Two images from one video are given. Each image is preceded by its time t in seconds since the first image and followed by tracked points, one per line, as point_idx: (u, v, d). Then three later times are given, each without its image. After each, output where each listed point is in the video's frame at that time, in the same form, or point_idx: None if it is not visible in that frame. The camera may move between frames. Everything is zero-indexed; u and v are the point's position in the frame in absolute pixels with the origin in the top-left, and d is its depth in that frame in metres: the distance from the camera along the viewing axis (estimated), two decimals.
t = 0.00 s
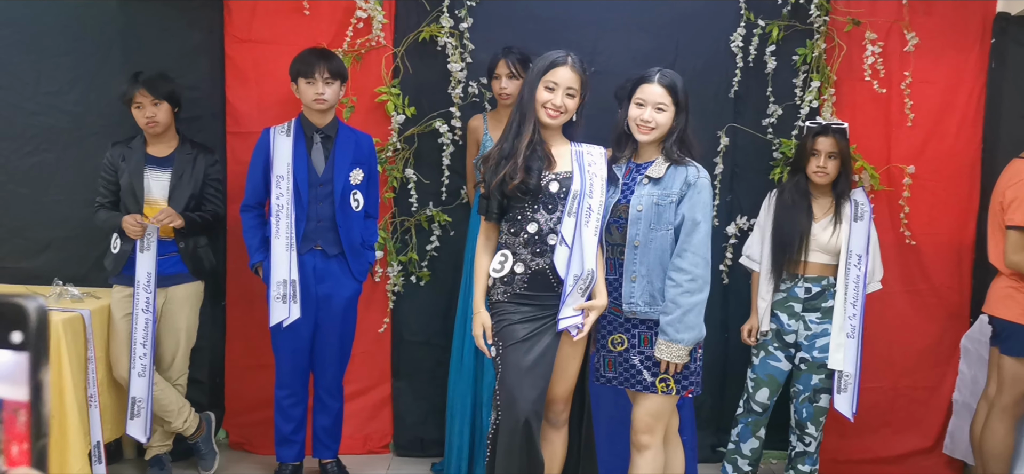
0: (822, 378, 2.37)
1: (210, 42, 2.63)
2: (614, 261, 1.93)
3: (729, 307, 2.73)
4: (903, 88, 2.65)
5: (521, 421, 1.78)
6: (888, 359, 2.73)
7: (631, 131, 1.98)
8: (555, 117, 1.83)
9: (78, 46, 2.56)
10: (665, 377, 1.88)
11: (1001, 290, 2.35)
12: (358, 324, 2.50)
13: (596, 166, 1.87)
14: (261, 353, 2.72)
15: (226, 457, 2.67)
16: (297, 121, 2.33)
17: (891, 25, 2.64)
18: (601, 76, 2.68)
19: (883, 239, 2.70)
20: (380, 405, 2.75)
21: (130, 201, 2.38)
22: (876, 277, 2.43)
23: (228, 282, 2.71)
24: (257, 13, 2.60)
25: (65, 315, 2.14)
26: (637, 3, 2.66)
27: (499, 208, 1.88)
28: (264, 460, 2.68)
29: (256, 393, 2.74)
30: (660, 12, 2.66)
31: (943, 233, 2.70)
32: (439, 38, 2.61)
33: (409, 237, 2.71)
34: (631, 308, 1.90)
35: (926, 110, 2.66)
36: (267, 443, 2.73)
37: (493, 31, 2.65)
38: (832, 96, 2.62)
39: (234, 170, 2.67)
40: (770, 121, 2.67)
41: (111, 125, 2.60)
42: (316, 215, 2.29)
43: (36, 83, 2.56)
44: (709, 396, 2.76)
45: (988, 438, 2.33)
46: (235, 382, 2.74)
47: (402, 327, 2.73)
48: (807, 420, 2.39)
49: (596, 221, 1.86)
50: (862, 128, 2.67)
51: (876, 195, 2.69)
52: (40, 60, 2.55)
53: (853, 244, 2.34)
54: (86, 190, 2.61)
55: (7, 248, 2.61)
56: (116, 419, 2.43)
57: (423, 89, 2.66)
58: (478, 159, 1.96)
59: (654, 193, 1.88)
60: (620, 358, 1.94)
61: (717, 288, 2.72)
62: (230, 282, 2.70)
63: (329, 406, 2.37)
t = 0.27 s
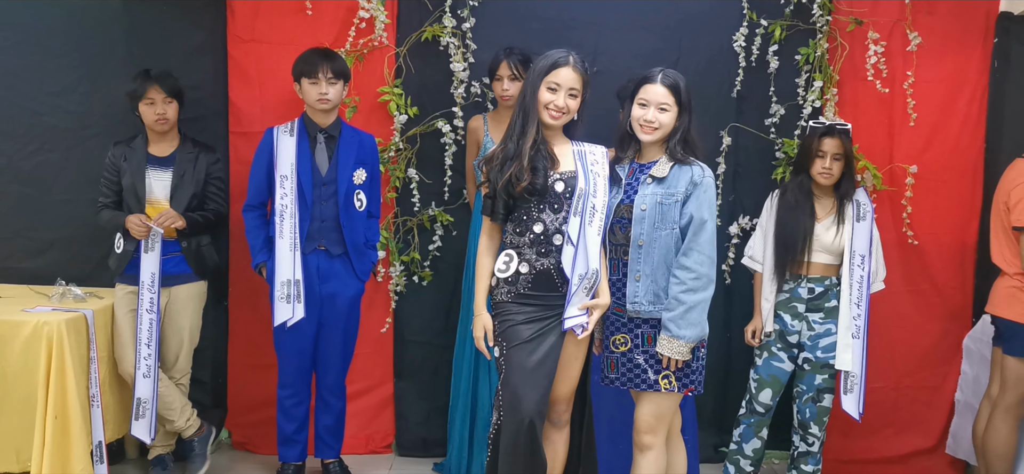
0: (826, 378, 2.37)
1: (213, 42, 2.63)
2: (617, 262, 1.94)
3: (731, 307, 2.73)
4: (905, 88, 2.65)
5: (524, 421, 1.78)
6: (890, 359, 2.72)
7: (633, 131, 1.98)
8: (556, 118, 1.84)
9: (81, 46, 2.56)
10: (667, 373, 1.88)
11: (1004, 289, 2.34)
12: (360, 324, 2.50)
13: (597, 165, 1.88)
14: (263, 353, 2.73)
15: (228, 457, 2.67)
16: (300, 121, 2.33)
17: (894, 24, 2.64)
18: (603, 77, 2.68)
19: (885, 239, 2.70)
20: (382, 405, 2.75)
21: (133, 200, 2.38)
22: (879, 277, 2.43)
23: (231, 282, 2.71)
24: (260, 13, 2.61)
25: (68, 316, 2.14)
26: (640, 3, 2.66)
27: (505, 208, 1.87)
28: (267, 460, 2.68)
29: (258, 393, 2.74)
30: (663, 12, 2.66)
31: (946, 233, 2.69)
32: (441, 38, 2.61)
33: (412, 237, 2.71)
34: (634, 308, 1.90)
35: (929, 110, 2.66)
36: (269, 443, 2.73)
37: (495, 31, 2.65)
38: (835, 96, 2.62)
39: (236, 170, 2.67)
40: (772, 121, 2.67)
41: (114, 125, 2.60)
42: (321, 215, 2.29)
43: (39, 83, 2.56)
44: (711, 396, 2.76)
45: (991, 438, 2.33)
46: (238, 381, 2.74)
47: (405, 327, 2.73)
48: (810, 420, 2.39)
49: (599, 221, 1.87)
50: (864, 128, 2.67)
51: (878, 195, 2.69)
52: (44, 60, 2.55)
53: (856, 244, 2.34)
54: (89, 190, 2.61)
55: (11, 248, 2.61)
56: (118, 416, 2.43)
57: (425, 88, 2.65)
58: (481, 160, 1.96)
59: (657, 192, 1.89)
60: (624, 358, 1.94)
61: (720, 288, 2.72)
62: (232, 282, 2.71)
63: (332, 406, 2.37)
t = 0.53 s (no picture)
0: (826, 378, 2.37)
1: (213, 41, 2.63)
2: (619, 262, 1.94)
3: (731, 307, 2.73)
4: (905, 88, 2.65)
5: (526, 421, 1.79)
6: (890, 358, 2.73)
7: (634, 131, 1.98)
8: (558, 117, 1.84)
9: (81, 45, 2.56)
10: (671, 371, 1.88)
11: (1004, 289, 2.34)
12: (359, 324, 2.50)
13: (599, 164, 1.88)
14: (263, 352, 2.72)
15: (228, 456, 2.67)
16: (299, 120, 2.33)
17: (894, 24, 2.64)
18: (603, 76, 2.67)
19: (885, 239, 2.70)
20: (381, 405, 2.75)
21: (132, 205, 2.38)
22: (878, 276, 2.43)
23: (230, 282, 2.71)
24: (260, 13, 2.61)
25: (67, 316, 2.14)
26: (640, 2, 2.66)
27: (505, 208, 1.87)
28: (266, 460, 2.68)
29: (258, 392, 2.74)
30: (663, 12, 2.66)
31: (946, 234, 2.70)
32: (441, 38, 2.61)
33: (412, 237, 2.71)
34: (637, 309, 1.90)
35: (929, 110, 2.66)
36: (269, 443, 2.73)
37: (495, 30, 2.65)
38: (835, 96, 2.62)
39: (236, 169, 2.68)
40: (772, 121, 2.67)
41: (114, 124, 2.60)
42: (318, 214, 2.29)
43: (39, 83, 2.56)
44: (710, 395, 2.76)
45: (990, 437, 2.33)
46: (237, 381, 2.74)
47: (404, 327, 2.73)
48: (810, 420, 2.39)
49: (600, 221, 1.87)
50: (864, 127, 2.67)
51: (878, 195, 2.69)
52: (44, 60, 2.55)
53: (855, 243, 2.35)
54: (89, 190, 2.61)
55: (10, 248, 2.61)
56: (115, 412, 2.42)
57: (424, 88, 2.65)
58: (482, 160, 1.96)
59: (658, 192, 1.88)
60: (627, 358, 1.94)
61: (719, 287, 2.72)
62: (231, 281, 2.71)
63: (331, 405, 2.37)
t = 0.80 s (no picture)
0: (827, 378, 2.37)
1: (214, 42, 2.63)
2: (622, 262, 1.94)
3: (732, 307, 2.73)
4: (907, 87, 2.65)
5: (528, 421, 1.80)
6: (891, 358, 2.73)
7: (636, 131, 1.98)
8: (561, 117, 1.84)
9: (83, 46, 2.56)
10: (672, 376, 1.88)
11: (1007, 289, 2.34)
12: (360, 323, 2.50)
13: (602, 164, 1.88)
14: (264, 352, 2.73)
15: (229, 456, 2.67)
16: (300, 121, 2.33)
17: (895, 23, 2.64)
18: (603, 76, 2.67)
19: (886, 238, 2.70)
20: (383, 405, 2.75)
21: (135, 205, 2.38)
22: (879, 276, 2.43)
23: (232, 282, 2.71)
24: (262, 13, 2.61)
25: (69, 315, 2.14)
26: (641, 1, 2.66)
27: (510, 207, 1.85)
28: (268, 460, 2.68)
29: (259, 392, 2.74)
30: (664, 11, 2.66)
31: (948, 234, 2.69)
32: (442, 37, 2.61)
33: (412, 236, 2.71)
34: (639, 309, 1.90)
35: (931, 109, 2.66)
36: (270, 443, 2.73)
37: (496, 31, 2.65)
38: (836, 95, 2.62)
39: (237, 169, 2.68)
40: (773, 120, 2.67)
41: (116, 125, 2.61)
42: (318, 214, 2.29)
43: (41, 83, 2.56)
44: (712, 395, 2.76)
45: (992, 438, 2.33)
46: (239, 381, 2.74)
47: (405, 327, 2.73)
48: (812, 419, 2.39)
49: (603, 220, 1.87)
50: (865, 127, 2.67)
51: (879, 195, 2.69)
52: (46, 60, 2.55)
53: (857, 243, 2.34)
54: (91, 190, 2.62)
55: (12, 248, 2.61)
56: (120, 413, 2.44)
57: (425, 88, 2.65)
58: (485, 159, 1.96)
59: (661, 193, 1.88)
60: (629, 359, 1.94)
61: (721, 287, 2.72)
62: (233, 281, 2.71)
63: (332, 405, 2.37)
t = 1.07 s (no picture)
0: (831, 377, 2.37)
1: (218, 42, 2.63)
2: (625, 261, 1.94)
3: (736, 306, 2.73)
4: (910, 87, 2.65)
5: (533, 420, 1.80)
6: (895, 357, 2.73)
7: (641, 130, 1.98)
8: (563, 117, 1.85)
9: (87, 45, 2.57)
10: (676, 376, 1.88)
11: (1011, 289, 2.34)
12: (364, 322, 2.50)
13: (604, 164, 1.88)
14: (268, 351, 2.73)
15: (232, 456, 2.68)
16: (304, 120, 2.34)
17: (898, 22, 2.63)
18: (606, 75, 2.67)
19: (890, 238, 2.70)
20: (387, 404, 2.75)
21: (144, 203, 2.40)
22: (884, 276, 2.43)
23: (235, 281, 2.71)
24: (265, 13, 2.61)
25: (73, 314, 2.14)
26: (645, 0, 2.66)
27: (513, 208, 1.86)
28: (271, 459, 2.68)
29: (263, 392, 2.74)
30: (667, 10, 2.66)
31: (952, 233, 2.69)
32: (445, 37, 2.61)
33: (416, 236, 2.71)
34: (643, 309, 1.90)
35: (935, 109, 2.66)
36: (274, 442, 2.74)
37: (499, 30, 2.65)
38: (839, 94, 2.62)
39: (241, 169, 2.68)
40: (777, 119, 2.67)
41: (120, 125, 2.61)
42: (323, 213, 2.30)
43: (44, 83, 2.56)
44: (715, 395, 2.75)
45: (996, 438, 2.33)
46: (243, 380, 2.74)
47: (408, 326, 2.73)
48: (816, 419, 2.39)
49: (606, 220, 1.86)
50: (868, 126, 2.67)
51: (883, 194, 2.69)
52: (49, 60, 2.56)
53: (863, 243, 2.34)
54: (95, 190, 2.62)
55: (16, 247, 2.61)
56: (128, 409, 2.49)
57: (428, 88, 2.65)
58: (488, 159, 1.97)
59: (664, 192, 1.89)
60: (632, 358, 1.94)
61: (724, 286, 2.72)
62: (236, 281, 2.71)
63: (336, 404, 2.37)
